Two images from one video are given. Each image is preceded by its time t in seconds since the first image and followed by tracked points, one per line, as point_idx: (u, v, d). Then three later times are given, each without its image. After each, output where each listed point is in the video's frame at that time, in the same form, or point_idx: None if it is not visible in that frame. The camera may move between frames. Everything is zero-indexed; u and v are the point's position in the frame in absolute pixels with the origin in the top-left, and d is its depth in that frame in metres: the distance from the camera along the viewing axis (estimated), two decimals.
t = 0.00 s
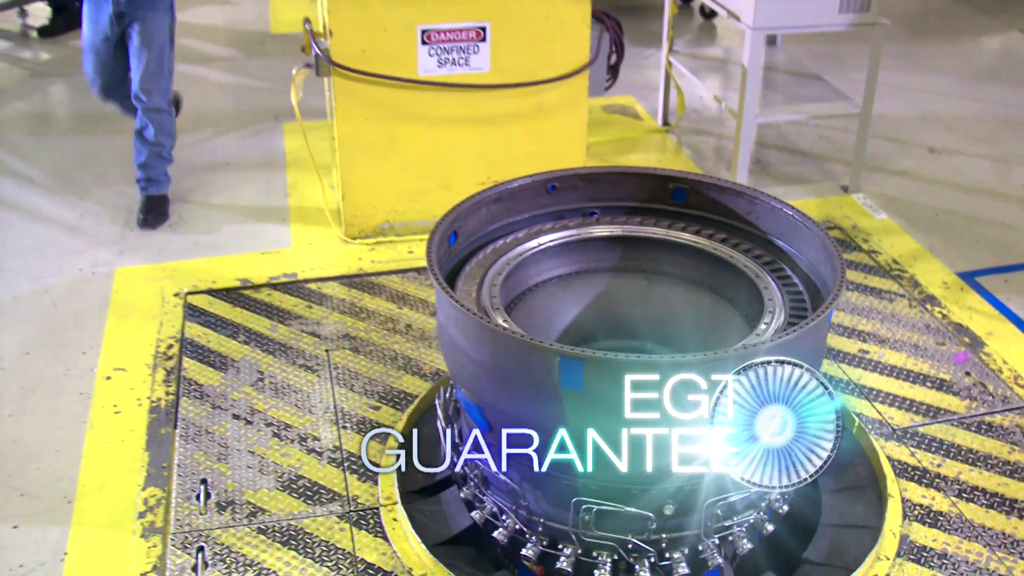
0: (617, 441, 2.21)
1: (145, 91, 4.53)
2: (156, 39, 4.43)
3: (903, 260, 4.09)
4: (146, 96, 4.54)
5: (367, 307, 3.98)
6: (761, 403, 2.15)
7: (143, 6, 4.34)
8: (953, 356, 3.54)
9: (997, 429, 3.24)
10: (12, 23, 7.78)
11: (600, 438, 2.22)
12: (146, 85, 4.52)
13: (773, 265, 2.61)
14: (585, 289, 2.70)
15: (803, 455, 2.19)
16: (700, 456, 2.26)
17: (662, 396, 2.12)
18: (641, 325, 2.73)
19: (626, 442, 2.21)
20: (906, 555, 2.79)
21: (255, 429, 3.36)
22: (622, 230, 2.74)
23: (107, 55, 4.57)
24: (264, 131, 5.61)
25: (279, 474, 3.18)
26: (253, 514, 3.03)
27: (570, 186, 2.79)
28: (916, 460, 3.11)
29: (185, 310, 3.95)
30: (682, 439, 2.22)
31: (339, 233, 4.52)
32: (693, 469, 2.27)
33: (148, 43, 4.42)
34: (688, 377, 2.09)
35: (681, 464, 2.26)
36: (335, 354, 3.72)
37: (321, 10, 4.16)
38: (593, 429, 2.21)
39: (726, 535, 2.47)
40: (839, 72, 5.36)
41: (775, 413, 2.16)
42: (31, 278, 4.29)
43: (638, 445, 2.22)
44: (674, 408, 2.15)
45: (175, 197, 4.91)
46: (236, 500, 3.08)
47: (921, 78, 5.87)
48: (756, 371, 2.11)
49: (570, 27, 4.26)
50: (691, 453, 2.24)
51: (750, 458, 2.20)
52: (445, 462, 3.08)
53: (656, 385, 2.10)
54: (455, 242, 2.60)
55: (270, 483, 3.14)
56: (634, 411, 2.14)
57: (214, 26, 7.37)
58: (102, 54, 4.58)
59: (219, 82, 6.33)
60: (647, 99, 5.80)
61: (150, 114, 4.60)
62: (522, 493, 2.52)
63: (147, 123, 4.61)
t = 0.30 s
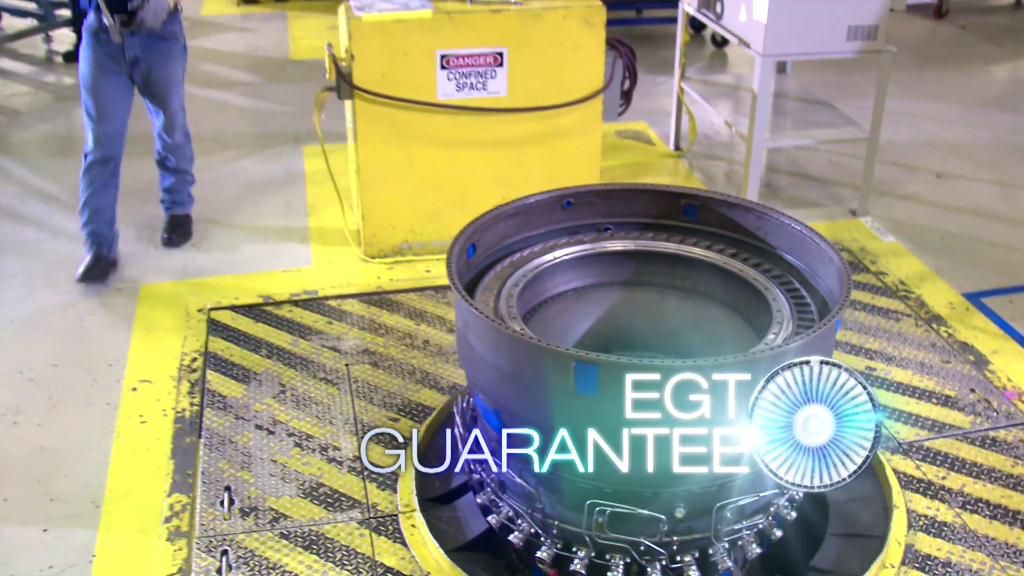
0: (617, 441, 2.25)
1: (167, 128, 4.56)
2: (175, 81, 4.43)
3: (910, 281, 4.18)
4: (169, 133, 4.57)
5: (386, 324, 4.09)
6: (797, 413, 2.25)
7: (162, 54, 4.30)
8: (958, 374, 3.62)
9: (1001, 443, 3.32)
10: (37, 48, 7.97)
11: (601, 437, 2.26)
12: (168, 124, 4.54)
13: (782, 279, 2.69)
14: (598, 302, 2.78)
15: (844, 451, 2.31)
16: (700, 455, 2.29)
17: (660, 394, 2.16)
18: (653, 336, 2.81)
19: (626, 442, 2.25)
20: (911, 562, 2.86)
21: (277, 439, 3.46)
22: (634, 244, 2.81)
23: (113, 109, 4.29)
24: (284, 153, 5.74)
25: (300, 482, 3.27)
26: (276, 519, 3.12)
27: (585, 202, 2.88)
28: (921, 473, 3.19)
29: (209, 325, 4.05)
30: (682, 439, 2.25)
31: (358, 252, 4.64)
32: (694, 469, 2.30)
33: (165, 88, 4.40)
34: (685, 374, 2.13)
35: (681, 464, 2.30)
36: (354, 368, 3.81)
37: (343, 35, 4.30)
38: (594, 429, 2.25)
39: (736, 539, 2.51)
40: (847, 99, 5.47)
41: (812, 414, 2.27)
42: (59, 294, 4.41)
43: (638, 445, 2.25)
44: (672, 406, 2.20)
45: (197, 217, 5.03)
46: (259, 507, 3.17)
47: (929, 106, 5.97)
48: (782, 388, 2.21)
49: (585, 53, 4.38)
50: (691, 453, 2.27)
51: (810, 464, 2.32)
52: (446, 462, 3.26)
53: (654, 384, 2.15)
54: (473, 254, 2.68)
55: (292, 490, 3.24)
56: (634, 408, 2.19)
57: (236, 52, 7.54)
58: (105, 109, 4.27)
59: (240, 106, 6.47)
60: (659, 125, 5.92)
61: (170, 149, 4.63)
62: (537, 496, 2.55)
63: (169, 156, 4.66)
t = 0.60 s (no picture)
0: (617, 439, 2.32)
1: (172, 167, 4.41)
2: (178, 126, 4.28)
3: (916, 302, 4.27)
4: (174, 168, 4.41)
5: (403, 340, 4.19)
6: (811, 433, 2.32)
7: (163, 105, 4.17)
8: (963, 391, 3.70)
9: (1005, 457, 3.39)
10: (60, 72, 8.14)
11: (602, 435, 2.33)
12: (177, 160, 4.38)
13: (790, 294, 2.76)
14: (612, 314, 2.79)
15: (866, 452, 2.36)
16: (701, 456, 2.35)
17: (659, 393, 2.25)
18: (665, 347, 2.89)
19: (626, 441, 2.32)
20: (915, 571, 2.94)
21: (297, 449, 3.55)
22: (646, 259, 2.89)
23: (117, 167, 4.09)
24: (303, 175, 5.87)
25: (320, 490, 3.37)
26: (297, 525, 3.21)
27: (598, 218, 2.98)
28: (926, 485, 3.27)
29: (230, 341, 4.16)
30: (682, 439, 2.32)
31: (376, 272, 4.76)
32: (695, 470, 2.36)
33: (169, 136, 4.26)
34: (686, 374, 2.23)
35: (682, 465, 2.35)
36: (373, 382, 3.91)
37: (363, 60, 4.43)
38: (594, 427, 2.33)
39: (744, 542, 2.57)
40: (855, 124, 5.58)
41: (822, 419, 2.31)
42: (84, 310, 4.54)
43: (638, 445, 2.32)
44: (671, 404, 2.28)
45: (218, 236, 5.15)
46: (280, 513, 3.26)
47: (936, 132, 6.08)
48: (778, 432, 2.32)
49: (598, 78, 4.50)
50: (692, 455, 2.33)
51: (876, 437, 2.36)
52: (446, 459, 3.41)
53: (653, 384, 2.24)
54: (490, 267, 2.77)
55: (312, 498, 3.33)
56: (633, 406, 2.27)
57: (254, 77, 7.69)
58: (108, 168, 4.07)
59: (259, 130, 6.61)
60: (671, 149, 6.04)
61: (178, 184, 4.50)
62: (551, 499, 2.60)
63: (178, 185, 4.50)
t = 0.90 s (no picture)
0: (618, 439, 2.40)
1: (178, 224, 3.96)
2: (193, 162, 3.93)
3: (923, 321, 4.35)
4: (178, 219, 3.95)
5: (420, 355, 4.29)
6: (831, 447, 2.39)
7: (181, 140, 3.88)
8: (968, 407, 3.78)
9: (1009, 471, 3.47)
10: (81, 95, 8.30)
11: (604, 434, 2.41)
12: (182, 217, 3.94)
13: (799, 306, 2.84)
14: (625, 326, 2.86)
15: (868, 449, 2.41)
16: (701, 456, 2.40)
17: (659, 393, 2.31)
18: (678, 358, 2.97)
19: (627, 440, 2.39)
20: None
21: (318, 459, 3.65)
22: (659, 272, 2.97)
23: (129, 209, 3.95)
24: (321, 197, 5.99)
25: (340, 499, 3.46)
26: (317, 532, 3.30)
27: (612, 233, 3.07)
28: (931, 498, 3.34)
29: (252, 355, 4.26)
30: (683, 439, 2.39)
31: (393, 290, 4.86)
32: (695, 470, 2.42)
33: (184, 176, 3.90)
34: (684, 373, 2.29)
35: (683, 464, 2.42)
36: (390, 396, 4.01)
37: (382, 83, 4.56)
38: (594, 425, 2.41)
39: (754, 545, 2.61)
40: (863, 149, 5.68)
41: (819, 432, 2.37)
42: (108, 326, 4.65)
43: (639, 443, 2.40)
44: (672, 405, 2.34)
45: (238, 255, 5.26)
46: (302, 521, 3.35)
47: (943, 157, 6.18)
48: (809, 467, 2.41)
49: (611, 102, 4.62)
50: (692, 453, 2.39)
51: (877, 434, 2.41)
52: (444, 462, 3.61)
53: (654, 383, 2.30)
54: (506, 280, 2.86)
55: (333, 506, 3.42)
56: (634, 406, 2.34)
57: (273, 101, 7.84)
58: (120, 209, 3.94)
59: (277, 151, 6.74)
60: (682, 173, 6.14)
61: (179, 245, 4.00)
62: (566, 504, 2.66)
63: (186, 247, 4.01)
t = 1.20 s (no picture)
0: (623, 440, 2.49)
1: (207, 278, 3.71)
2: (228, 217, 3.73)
3: (931, 336, 4.43)
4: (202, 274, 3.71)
5: (438, 366, 4.39)
6: (841, 447, 2.44)
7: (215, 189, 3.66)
8: (975, 418, 3.86)
9: (1015, 481, 3.54)
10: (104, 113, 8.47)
11: (606, 436, 2.51)
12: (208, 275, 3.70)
13: (809, 314, 2.93)
14: (637, 335, 2.95)
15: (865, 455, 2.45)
16: (702, 457, 2.47)
17: (661, 394, 2.40)
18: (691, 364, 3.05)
19: (628, 439, 2.48)
20: None
21: (339, 466, 3.74)
22: (672, 281, 3.06)
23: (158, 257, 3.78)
24: (340, 213, 6.11)
25: (361, 503, 3.55)
26: (338, 535, 3.40)
27: (626, 244, 3.17)
28: (937, 505, 3.42)
29: (273, 366, 4.37)
30: (685, 439, 2.46)
31: (411, 303, 4.97)
32: (696, 470, 2.49)
33: (218, 233, 3.68)
34: (684, 374, 2.39)
35: (684, 465, 2.49)
36: (409, 405, 4.10)
37: (403, 102, 4.68)
38: (595, 426, 2.52)
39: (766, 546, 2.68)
40: (873, 169, 5.78)
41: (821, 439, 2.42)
42: (133, 336, 4.77)
43: (640, 442, 2.48)
44: (673, 405, 2.43)
45: (259, 269, 5.38)
46: (323, 524, 3.44)
47: (952, 177, 6.27)
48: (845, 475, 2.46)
49: (626, 120, 4.73)
50: (695, 454, 2.46)
51: (877, 439, 2.45)
52: (445, 462, 3.74)
53: (655, 384, 2.39)
54: (524, 288, 2.96)
55: (353, 510, 3.51)
56: (634, 405, 2.43)
57: (292, 120, 7.98)
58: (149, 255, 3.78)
59: (297, 169, 6.87)
60: (694, 192, 6.25)
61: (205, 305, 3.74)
62: (583, 504, 2.74)
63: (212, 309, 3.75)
